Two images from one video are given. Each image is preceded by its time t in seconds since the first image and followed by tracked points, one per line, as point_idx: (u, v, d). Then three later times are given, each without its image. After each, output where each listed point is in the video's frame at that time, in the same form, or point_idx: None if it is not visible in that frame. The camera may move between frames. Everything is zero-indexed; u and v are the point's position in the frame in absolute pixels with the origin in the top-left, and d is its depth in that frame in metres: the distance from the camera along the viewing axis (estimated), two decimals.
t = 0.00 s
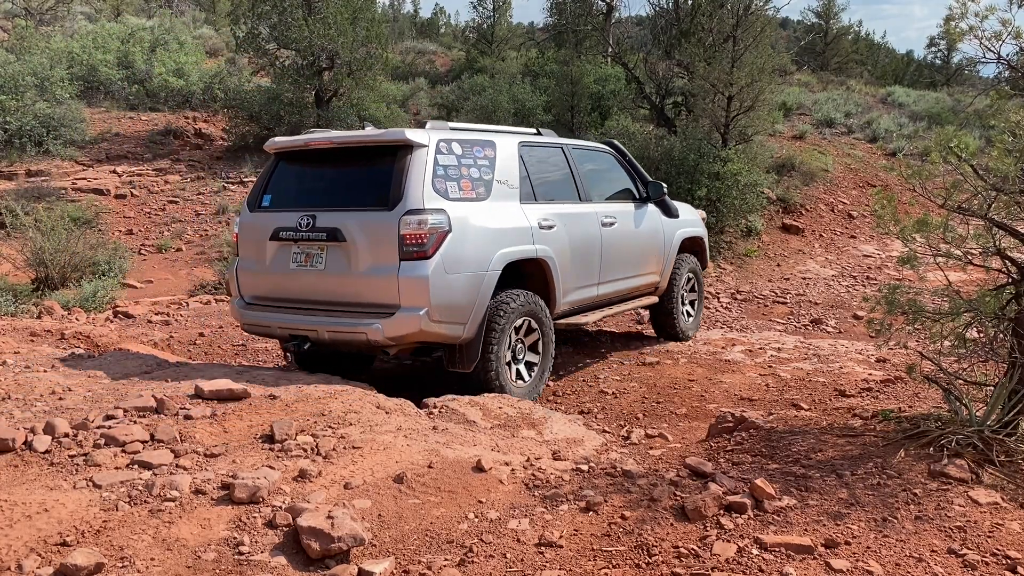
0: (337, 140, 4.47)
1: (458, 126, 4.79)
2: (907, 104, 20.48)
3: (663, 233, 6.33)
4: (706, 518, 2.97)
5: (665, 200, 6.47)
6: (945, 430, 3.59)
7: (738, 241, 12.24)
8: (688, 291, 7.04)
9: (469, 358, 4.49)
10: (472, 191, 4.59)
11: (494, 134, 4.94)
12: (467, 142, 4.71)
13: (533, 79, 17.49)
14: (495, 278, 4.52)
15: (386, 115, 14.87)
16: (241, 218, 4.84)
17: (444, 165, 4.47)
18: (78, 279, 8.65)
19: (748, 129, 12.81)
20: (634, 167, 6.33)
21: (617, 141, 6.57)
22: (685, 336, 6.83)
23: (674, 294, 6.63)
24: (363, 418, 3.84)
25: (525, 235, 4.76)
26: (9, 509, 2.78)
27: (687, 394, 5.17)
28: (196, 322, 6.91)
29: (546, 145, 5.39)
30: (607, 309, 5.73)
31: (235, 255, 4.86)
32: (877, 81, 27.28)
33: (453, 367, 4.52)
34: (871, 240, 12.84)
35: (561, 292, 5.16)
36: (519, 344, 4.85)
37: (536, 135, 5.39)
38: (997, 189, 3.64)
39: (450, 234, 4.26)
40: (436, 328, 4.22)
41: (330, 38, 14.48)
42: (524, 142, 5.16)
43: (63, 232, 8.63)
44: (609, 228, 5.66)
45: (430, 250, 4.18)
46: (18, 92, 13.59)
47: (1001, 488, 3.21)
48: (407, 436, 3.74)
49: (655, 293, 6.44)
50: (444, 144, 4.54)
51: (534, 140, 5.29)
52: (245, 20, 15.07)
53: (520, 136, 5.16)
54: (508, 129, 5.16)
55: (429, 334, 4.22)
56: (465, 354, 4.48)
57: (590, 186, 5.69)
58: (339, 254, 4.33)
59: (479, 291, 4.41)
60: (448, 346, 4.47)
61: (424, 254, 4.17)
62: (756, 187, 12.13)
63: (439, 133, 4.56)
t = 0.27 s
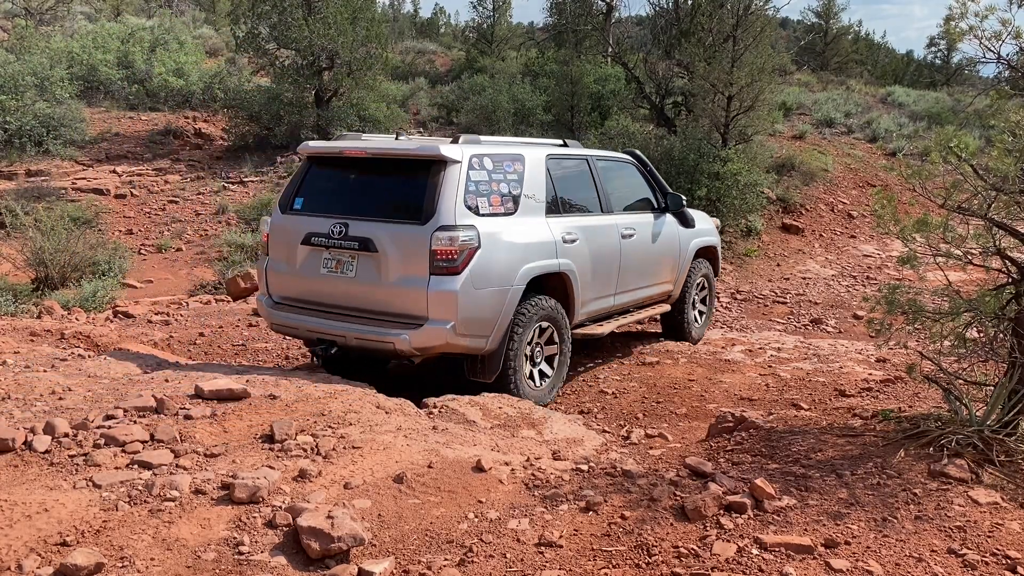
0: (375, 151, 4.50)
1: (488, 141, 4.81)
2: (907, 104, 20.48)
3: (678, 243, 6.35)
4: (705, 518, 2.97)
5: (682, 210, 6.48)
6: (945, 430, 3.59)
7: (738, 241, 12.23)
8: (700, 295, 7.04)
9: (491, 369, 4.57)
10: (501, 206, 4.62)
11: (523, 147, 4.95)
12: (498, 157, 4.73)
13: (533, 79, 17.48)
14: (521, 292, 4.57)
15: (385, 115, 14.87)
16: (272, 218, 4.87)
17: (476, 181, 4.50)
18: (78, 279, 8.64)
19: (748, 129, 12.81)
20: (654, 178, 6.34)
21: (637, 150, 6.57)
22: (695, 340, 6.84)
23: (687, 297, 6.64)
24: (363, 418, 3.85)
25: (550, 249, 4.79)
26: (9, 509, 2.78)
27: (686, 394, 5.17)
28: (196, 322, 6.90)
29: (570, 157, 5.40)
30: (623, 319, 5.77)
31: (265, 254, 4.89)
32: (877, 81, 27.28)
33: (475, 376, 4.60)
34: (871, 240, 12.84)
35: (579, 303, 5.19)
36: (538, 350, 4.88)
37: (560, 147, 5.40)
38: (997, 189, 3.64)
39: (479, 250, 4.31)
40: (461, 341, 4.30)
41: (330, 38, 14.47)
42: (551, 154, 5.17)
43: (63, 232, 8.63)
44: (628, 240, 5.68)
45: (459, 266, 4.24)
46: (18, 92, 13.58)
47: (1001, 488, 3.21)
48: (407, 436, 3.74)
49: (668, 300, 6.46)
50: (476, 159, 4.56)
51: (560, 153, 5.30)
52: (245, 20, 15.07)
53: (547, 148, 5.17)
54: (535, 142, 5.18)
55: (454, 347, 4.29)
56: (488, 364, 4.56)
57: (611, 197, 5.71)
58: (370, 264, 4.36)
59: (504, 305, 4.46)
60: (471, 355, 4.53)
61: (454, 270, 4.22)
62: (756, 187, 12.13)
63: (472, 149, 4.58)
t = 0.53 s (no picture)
0: (384, 146, 4.55)
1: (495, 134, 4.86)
2: (907, 104, 20.48)
3: (682, 239, 6.41)
4: (706, 518, 2.97)
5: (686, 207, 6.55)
6: (945, 430, 3.59)
7: (738, 241, 12.23)
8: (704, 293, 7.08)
9: (501, 357, 4.58)
10: (509, 198, 4.67)
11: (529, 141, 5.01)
12: (505, 150, 4.77)
13: (533, 79, 17.47)
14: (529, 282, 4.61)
15: (385, 115, 14.87)
16: (285, 214, 4.92)
17: (484, 173, 4.55)
18: (78, 279, 8.65)
19: (748, 129, 12.81)
20: (657, 175, 6.41)
21: (641, 150, 6.65)
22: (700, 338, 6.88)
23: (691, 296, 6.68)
24: (362, 418, 3.85)
25: (557, 241, 4.84)
26: (9, 509, 2.78)
27: (687, 394, 5.16)
28: (196, 322, 6.91)
29: (575, 152, 5.46)
30: (629, 312, 5.82)
31: (278, 249, 4.94)
32: (877, 81, 27.29)
33: (485, 365, 4.60)
34: (871, 240, 12.84)
35: (586, 295, 5.24)
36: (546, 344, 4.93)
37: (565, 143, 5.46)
38: (997, 189, 3.64)
39: (488, 239, 4.36)
40: (472, 328, 4.34)
41: (330, 38, 14.47)
42: (557, 149, 5.23)
43: (63, 233, 8.64)
44: (633, 234, 5.74)
45: (469, 254, 4.28)
46: (18, 92, 13.58)
47: (1001, 488, 3.21)
48: (407, 436, 3.75)
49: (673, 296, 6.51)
50: (484, 152, 4.61)
51: (565, 148, 5.36)
52: (245, 20, 15.07)
53: (553, 143, 5.23)
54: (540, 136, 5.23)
55: (465, 334, 4.33)
56: (498, 352, 4.57)
57: (616, 193, 5.77)
58: (382, 254, 4.41)
59: (514, 294, 4.51)
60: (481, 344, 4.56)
61: (464, 258, 4.27)
62: (756, 187, 12.13)
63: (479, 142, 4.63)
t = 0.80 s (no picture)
0: (393, 144, 4.58)
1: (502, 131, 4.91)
2: (907, 104, 20.48)
3: (685, 237, 6.48)
4: (705, 518, 2.97)
5: (688, 206, 6.62)
6: (946, 430, 3.59)
7: (738, 241, 12.23)
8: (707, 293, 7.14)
9: (512, 348, 4.61)
10: (517, 193, 4.71)
11: (535, 139, 5.06)
12: (513, 147, 4.82)
13: (533, 79, 17.47)
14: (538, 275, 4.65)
15: (385, 114, 14.87)
16: (297, 214, 4.98)
17: (492, 169, 4.60)
18: (78, 279, 8.65)
19: (748, 129, 12.81)
20: (659, 174, 6.48)
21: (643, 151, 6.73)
22: (704, 337, 6.90)
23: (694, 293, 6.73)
24: (362, 418, 3.84)
25: (563, 236, 4.89)
26: (9, 509, 2.78)
27: (686, 394, 5.16)
28: (196, 322, 6.90)
29: (580, 150, 5.52)
30: (635, 307, 5.87)
31: (292, 249, 4.99)
32: (877, 81, 27.31)
33: (496, 357, 4.62)
34: (871, 240, 12.84)
35: (593, 289, 5.29)
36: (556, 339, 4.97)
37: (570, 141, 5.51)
38: (996, 189, 3.64)
39: (498, 232, 4.39)
40: (484, 320, 4.36)
41: (330, 38, 14.48)
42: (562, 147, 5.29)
43: (63, 233, 8.64)
44: (637, 231, 5.80)
45: (480, 247, 4.31)
46: (18, 92, 13.58)
47: (1000, 488, 3.21)
48: (407, 436, 3.75)
49: (676, 294, 6.55)
50: (492, 148, 4.66)
51: (570, 146, 5.42)
52: (245, 20, 15.07)
53: (558, 142, 5.29)
54: (546, 135, 5.29)
55: (476, 326, 4.35)
56: (509, 345, 4.60)
57: (620, 191, 5.83)
58: (394, 250, 4.45)
59: (523, 286, 4.54)
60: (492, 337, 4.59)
61: (474, 251, 4.30)
62: (755, 187, 12.14)
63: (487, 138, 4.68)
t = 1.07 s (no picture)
0: (408, 142, 4.64)
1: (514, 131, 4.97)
2: (907, 104, 20.49)
3: (692, 239, 6.54)
4: (705, 518, 2.97)
5: (695, 208, 6.68)
6: (945, 431, 3.59)
7: (738, 241, 12.23)
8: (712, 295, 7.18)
9: (520, 345, 4.68)
10: (528, 192, 4.78)
11: (547, 139, 5.12)
12: (525, 147, 4.88)
13: (533, 79, 17.47)
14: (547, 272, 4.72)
15: (385, 114, 14.87)
16: (311, 209, 5.02)
17: (505, 168, 4.67)
18: (78, 279, 8.65)
19: (748, 129, 12.80)
20: (667, 176, 6.55)
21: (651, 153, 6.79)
22: (708, 337, 6.93)
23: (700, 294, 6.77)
24: (362, 418, 3.85)
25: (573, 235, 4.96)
26: (9, 509, 2.78)
27: (686, 394, 5.16)
28: (195, 322, 6.90)
29: (590, 151, 5.58)
30: (641, 307, 5.93)
31: (304, 243, 5.03)
32: (877, 81, 27.31)
33: (504, 354, 4.67)
34: (871, 240, 12.84)
35: (601, 288, 5.35)
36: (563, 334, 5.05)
37: (580, 142, 5.57)
38: (996, 189, 3.64)
39: (509, 230, 4.46)
40: (494, 316, 4.43)
41: (330, 38, 14.48)
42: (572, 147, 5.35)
43: (63, 233, 8.64)
44: (645, 232, 5.85)
45: (491, 245, 4.38)
46: (18, 92, 13.58)
47: (1001, 488, 3.21)
48: (407, 436, 3.75)
49: (682, 295, 6.60)
50: (505, 148, 4.73)
51: (580, 147, 5.48)
52: (245, 20, 15.06)
53: (569, 142, 5.35)
54: (557, 135, 5.35)
55: (486, 321, 4.42)
56: (516, 342, 4.66)
57: (628, 193, 5.89)
58: (407, 245, 4.51)
59: (533, 283, 4.61)
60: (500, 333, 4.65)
61: (486, 248, 4.37)
62: (755, 187, 12.13)
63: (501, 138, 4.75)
